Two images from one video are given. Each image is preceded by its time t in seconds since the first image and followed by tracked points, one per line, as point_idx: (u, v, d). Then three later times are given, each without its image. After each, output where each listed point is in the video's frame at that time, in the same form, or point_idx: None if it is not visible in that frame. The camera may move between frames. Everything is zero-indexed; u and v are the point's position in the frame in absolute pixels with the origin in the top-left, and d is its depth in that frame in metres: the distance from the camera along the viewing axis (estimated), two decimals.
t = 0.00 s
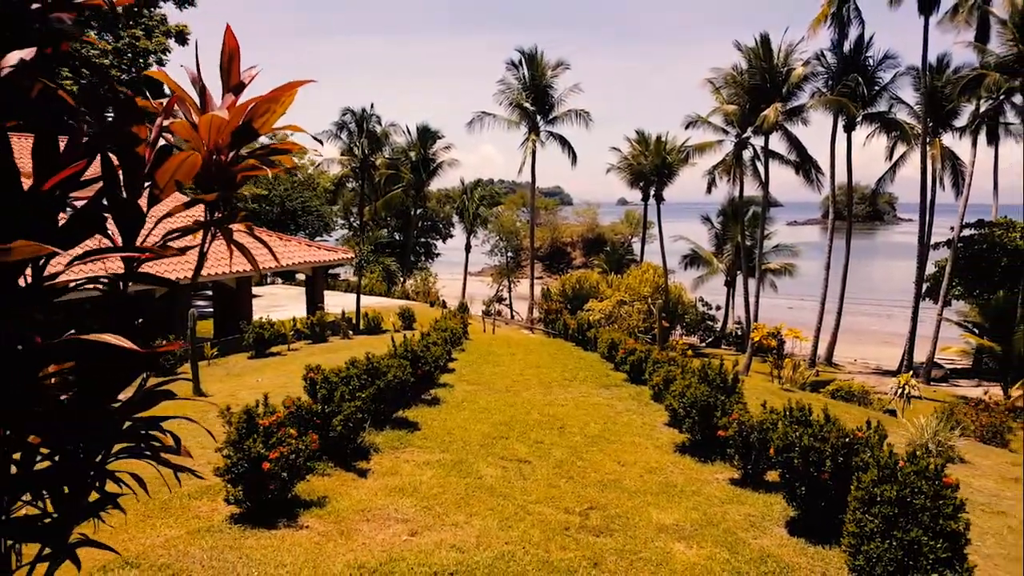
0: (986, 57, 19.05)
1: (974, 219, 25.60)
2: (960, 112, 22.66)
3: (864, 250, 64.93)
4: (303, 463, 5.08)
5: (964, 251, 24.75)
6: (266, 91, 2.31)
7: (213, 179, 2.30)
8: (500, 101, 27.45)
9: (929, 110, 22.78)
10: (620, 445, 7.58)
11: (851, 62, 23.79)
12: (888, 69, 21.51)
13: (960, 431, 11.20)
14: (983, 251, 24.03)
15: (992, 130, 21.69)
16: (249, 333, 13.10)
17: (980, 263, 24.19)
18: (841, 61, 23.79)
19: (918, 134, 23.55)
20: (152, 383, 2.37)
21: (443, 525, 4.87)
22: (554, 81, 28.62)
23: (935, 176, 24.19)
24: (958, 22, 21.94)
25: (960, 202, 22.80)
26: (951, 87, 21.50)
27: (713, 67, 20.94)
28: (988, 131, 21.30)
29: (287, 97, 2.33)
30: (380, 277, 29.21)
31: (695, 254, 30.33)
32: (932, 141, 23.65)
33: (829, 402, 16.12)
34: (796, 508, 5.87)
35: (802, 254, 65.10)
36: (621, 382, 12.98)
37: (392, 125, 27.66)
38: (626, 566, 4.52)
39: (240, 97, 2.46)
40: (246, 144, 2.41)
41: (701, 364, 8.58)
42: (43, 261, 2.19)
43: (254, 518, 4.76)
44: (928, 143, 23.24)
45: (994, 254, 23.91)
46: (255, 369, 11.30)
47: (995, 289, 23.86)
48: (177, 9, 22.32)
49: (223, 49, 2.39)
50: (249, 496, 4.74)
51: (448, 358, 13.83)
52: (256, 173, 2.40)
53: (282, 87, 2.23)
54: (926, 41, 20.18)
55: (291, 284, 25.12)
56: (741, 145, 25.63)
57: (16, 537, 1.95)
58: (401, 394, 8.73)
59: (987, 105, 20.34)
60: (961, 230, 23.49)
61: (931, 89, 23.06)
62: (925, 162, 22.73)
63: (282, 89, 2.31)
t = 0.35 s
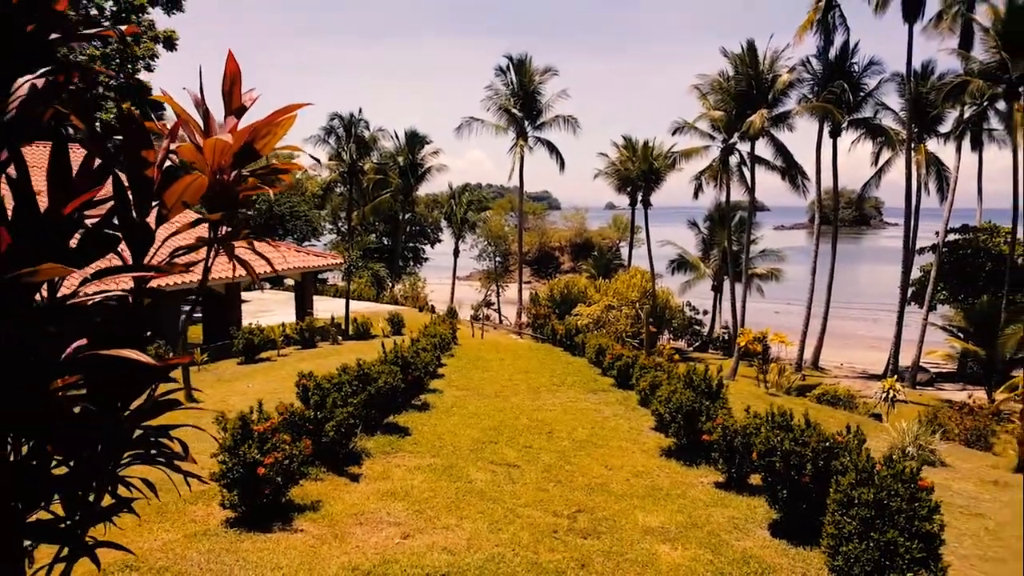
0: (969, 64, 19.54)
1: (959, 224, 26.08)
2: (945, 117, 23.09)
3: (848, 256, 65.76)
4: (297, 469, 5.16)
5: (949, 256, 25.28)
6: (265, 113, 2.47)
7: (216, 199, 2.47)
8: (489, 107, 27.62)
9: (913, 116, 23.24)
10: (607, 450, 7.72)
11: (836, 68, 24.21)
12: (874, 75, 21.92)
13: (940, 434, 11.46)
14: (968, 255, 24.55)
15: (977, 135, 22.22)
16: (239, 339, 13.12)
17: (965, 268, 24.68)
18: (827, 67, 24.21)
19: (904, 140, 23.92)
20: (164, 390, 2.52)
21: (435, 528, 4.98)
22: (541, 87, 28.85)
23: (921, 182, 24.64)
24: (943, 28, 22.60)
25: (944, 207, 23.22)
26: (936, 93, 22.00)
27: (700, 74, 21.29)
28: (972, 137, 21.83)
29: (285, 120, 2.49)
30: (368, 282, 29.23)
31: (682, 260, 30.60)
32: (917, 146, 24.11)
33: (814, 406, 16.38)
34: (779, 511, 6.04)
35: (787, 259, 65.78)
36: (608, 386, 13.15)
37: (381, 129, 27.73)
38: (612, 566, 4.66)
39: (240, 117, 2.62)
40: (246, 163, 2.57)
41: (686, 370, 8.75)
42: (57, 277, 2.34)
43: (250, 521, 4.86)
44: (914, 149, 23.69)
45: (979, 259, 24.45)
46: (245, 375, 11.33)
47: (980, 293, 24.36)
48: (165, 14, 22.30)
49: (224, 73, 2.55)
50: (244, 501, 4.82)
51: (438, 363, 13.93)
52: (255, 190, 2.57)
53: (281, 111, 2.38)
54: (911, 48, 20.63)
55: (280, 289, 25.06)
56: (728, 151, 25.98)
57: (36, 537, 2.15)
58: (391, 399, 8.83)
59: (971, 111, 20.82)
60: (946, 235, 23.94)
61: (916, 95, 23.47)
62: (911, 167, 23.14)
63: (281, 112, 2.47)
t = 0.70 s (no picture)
0: (943, 82, 20.69)
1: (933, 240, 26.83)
2: (919, 135, 23.86)
3: (822, 273, 67.03)
4: (277, 484, 5.25)
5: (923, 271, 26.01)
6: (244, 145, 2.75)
7: (199, 222, 2.76)
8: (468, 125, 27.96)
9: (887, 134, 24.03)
10: (583, 464, 7.89)
11: (811, 87, 24.99)
12: (849, 93, 22.65)
13: (907, 447, 11.81)
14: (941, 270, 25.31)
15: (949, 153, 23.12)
16: (217, 356, 13.06)
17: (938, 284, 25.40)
18: (802, 86, 24.97)
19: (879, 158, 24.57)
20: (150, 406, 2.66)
21: (413, 541, 5.09)
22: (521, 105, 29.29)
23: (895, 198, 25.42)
24: (916, 48, 23.68)
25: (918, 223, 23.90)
26: (909, 112, 22.84)
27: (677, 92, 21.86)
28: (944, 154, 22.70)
29: (263, 151, 2.77)
30: (348, 298, 29.16)
31: (660, 276, 31.03)
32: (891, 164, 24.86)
33: (790, 421, 16.68)
34: (749, 523, 6.23)
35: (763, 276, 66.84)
36: (585, 402, 13.33)
37: (361, 146, 27.90)
38: None
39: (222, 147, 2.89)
40: (226, 190, 2.86)
41: (659, 386, 9.01)
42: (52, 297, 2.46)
43: (231, 535, 4.94)
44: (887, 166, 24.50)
45: (952, 275, 25.21)
46: (224, 392, 11.30)
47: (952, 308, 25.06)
48: (144, 31, 22.35)
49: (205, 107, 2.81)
50: (226, 517, 4.91)
51: (417, 380, 14.00)
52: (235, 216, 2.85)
53: (259, 145, 2.66)
54: (885, 67, 21.42)
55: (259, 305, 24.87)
56: (704, 169, 26.57)
57: (32, 548, 2.26)
58: (371, 416, 8.91)
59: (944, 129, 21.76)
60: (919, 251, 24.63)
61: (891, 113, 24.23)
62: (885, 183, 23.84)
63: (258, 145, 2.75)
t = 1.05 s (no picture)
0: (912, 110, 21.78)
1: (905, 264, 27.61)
2: (891, 161, 24.68)
3: (796, 297, 68.39)
4: (252, 507, 5.29)
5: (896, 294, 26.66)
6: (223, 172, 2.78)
7: (177, 249, 2.77)
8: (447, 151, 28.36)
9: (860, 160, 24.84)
10: (559, 485, 7.99)
11: (785, 115, 25.80)
12: (822, 121, 23.43)
13: (877, 466, 12.10)
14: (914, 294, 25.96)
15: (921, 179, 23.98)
16: (194, 381, 12.95)
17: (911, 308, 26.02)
18: (776, 114, 25.78)
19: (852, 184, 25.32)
20: (128, 427, 2.74)
21: (389, 563, 5.14)
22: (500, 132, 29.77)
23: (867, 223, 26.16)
24: (886, 77, 24.65)
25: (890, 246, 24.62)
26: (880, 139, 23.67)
27: (653, 121, 22.44)
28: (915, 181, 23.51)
29: (242, 177, 2.81)
30: (327, 322, 29.03)
31: (638, 299, 31.41)
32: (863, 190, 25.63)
33: (765, 443, 16.95)
34: (718, 541, 6.40)
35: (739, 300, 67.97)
36: (563, 425, 13.45)
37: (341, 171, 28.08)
38: None
39: (200, 173, 2.90)
40: (204, 215, 2.88)
41: (635, 409, 9.18)
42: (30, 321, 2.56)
43: (207, 557, 4.98)
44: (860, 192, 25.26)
45: (924, 299, 25.88)
46: (201, 417, 11.22)
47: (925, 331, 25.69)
48: (123, 56, 22.43)
49: (183, 133, 2.82)
50: (202, 540, 4.95)
51: (396, 404, 13.99)
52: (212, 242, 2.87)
53: (238, 172, 2.70)
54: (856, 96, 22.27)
55: (238, 330, 24.65)
56: (680, 196, 27.16)
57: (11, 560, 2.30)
58: (348, 439, 8.92)
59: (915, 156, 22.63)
60: (892, 274, 25.29)
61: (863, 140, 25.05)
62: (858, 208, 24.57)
63: (237, 172, 2.79)
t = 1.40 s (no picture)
0: (886, 141, 22.62)
1: (880, 290, 28.31)
2: (864, 190, 25.44)
3: (773, 323, 69.29)
4: (231, 532, 5.31)
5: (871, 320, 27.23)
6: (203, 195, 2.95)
7: (156, 269, 2.91)
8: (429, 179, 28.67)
9: (833, 190, 25.62)
10: (538, 508, 8.04)
11: (761, 146, 26.57)
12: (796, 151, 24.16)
13: (851, 487, 12.29)
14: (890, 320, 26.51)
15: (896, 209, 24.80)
16: (172, 408, 12.80)
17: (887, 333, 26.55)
18: (752, 144, 26.57)
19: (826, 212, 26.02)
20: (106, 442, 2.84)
21: None
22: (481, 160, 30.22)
23: (842, 250, 26.85)
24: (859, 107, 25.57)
25: (864, 273, 25.24)
26: (854, 168, 24.47)
27: (631, 150, 22.96)
28: (888, 209, 24.30)
29: (221, 201, 2.98)
30: (308, 349, 28.83)
31: (619, 326, 31.67)
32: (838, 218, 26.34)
33: (745, 467, 17.09)
34: (694, 561, 6.53)
35: (718, 327, 68.63)
36: (543, 449, 13.51)
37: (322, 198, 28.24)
38: None
39: (180, 196, 3.06)
40: (183, 236, 3.04)
41: (613, 432, 9.31)
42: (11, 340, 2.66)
43: None
44: (834, 220, 25.97)
45: (900, 325, 26.43)
46: (180, 443, 11.11)
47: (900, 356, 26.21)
48: (105, 83, 22.51)
49: (166, 159, 3.03)
50: (177, 564, 5.00)
51: (376, 430, 13.92)
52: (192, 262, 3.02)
53: (217, 196, 2.87)
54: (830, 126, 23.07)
55: (216, 357, 24.37)
56: (659, 223, 27.68)
57: None
58: (327, 465, 8.92)
59: (888, 186, 23.46)
60: (867, 300, 25.86)
61: (837, 170, 25.83)
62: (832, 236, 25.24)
63: (217, 196, 2.96)
